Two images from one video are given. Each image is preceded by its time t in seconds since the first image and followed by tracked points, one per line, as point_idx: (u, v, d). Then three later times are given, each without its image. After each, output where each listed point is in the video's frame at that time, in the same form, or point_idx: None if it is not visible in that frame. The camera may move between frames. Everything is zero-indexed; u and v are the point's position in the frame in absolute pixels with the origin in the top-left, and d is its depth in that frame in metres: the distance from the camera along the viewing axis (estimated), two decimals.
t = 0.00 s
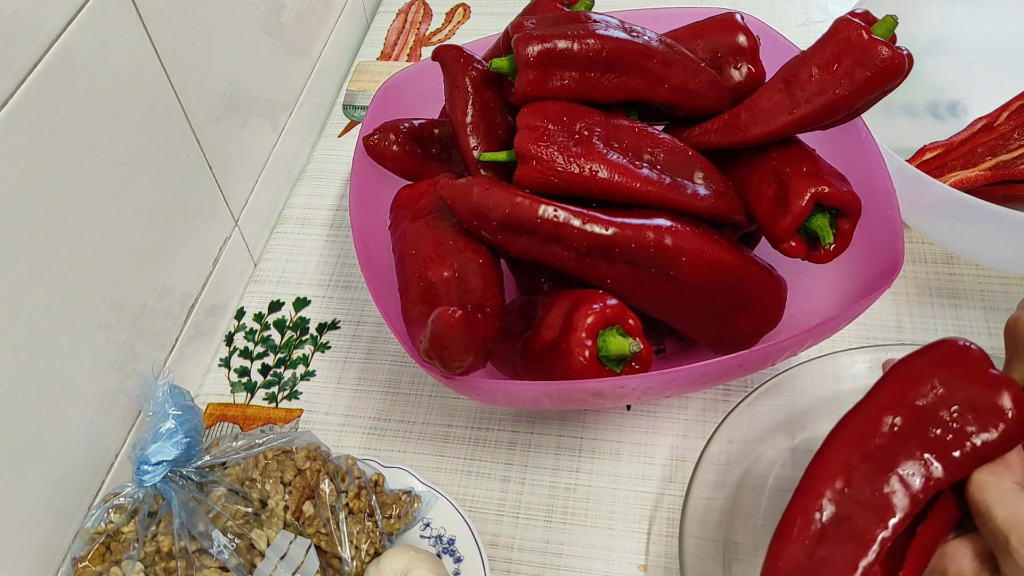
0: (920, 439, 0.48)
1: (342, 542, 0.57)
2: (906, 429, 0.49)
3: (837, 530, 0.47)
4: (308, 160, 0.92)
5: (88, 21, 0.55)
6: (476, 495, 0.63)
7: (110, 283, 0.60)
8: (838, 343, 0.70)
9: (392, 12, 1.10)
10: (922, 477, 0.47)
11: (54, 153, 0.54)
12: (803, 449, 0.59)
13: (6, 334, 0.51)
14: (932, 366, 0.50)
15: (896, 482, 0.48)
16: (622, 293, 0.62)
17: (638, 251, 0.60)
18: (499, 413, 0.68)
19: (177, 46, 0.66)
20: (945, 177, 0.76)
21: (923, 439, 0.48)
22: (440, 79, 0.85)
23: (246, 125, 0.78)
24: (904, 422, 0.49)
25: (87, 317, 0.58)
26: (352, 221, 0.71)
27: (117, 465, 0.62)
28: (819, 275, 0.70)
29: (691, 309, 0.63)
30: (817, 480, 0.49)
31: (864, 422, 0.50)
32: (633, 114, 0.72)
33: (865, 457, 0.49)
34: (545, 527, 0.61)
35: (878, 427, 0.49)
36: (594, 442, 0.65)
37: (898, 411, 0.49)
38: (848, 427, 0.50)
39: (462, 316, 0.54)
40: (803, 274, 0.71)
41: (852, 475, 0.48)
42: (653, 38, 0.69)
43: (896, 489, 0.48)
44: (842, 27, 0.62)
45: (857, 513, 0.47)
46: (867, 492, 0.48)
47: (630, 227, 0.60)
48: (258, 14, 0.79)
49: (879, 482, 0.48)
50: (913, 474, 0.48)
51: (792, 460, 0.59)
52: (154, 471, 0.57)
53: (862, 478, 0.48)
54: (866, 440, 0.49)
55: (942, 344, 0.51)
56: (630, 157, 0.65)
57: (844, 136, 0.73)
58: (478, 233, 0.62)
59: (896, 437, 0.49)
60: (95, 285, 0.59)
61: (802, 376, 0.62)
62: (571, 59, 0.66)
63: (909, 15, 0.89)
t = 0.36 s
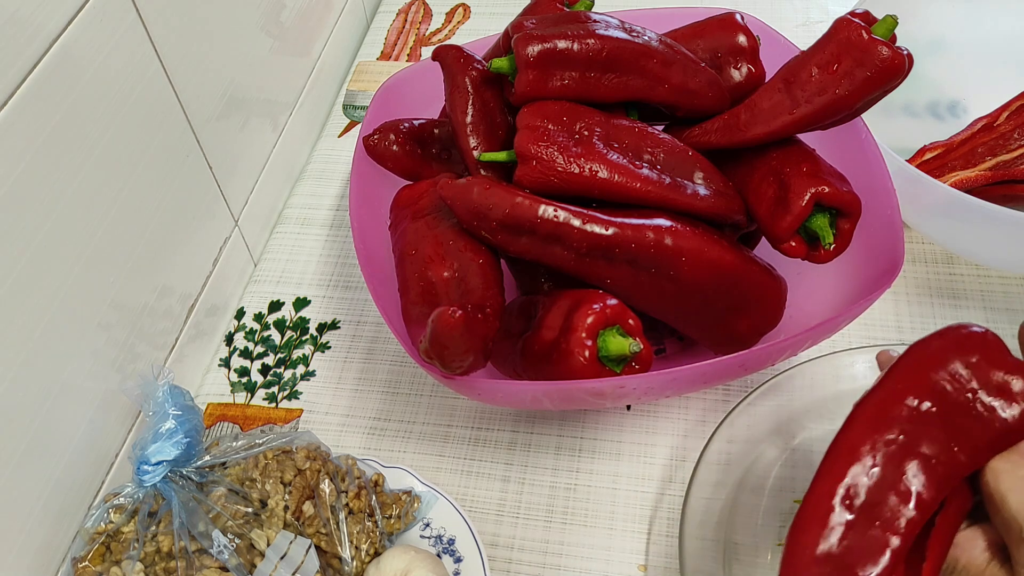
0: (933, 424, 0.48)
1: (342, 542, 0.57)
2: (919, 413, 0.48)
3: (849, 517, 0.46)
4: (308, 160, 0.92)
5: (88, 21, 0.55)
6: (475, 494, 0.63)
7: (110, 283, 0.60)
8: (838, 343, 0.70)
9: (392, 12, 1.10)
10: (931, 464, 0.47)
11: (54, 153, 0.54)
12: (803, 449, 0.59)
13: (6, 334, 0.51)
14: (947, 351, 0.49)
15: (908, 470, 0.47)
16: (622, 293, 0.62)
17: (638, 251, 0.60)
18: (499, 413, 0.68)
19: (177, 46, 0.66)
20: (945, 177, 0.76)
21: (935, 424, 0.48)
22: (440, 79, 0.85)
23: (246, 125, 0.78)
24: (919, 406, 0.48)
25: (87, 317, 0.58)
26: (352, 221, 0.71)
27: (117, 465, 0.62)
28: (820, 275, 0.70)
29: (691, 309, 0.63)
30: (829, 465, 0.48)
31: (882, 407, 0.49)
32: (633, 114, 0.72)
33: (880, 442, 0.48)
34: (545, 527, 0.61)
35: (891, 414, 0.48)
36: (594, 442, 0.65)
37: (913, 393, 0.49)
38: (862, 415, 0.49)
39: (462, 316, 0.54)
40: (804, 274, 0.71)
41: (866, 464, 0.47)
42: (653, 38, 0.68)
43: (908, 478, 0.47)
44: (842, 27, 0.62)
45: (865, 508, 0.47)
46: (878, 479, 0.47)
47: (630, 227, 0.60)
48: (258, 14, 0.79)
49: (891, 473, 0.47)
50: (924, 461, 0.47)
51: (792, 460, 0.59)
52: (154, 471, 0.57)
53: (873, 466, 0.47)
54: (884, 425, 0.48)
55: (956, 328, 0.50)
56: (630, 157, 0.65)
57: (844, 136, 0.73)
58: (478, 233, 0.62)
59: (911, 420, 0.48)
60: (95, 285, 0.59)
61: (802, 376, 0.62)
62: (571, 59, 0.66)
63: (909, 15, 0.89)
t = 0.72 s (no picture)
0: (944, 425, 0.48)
1: (342, 542, 0.57)
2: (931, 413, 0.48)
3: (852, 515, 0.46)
4: (308, 160, 0.92)
5: (88, 21, 0.55)
6: (475, 494, 0.63)
7: (110, 282, 0.60)
8: (838, 343, 0.70)
9: (392, 12, 1.10)
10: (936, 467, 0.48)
11: (54, 154, 0.54)
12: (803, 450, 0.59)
13: (6, 334, 0.51)
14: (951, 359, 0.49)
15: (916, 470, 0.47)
16: (622, 293, 0.62)
17: (638, 251, 0.60)
18: (499, 413, 0.68)
19: (177, 46, 0.66)
20: (945, 177, 0.76)
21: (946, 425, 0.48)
22: (440, 79, 0.85)
23: (246, 125, 0.78)
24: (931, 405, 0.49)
25: (88, 317, 0.58)
26: (352, 222, 0.71)
27: (117, 465, 0.62)
28: (820, 275, 0.70)
29: (691, 309, 0.63)
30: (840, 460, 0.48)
31: (888, 413, 0.48)
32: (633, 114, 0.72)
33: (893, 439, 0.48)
34: (545, 527, 0.61)
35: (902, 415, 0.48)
36: (594, 442, 0.65)
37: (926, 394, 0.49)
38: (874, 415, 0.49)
39: (462, 316, 0.54)
40: (804, 274, 0.71)
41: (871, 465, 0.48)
42: (653, 38, 0.69)
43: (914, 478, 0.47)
44: (842, 27, 0.62)
45: (869, 505, 0.47)
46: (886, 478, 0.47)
47: (630, 227, 0.60)
48: (258, 14, 0.79)
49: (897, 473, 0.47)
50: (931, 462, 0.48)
51: (791, 460, 0.59)
52: (154, 471, 0.57)
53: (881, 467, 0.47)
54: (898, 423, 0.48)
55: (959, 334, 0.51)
56: (630, 157, 0.65)
57: (844, 136, 0.73)
58: (478, 233, 0.62)
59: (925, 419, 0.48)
60: (95, 285, 0.59)
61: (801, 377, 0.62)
62: (571, 59, 0.66)
63: (909, 15, 0.89)
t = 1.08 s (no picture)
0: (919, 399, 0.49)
1: (342, 542, 0.57)
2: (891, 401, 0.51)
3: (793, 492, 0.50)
4: (308, 160, 0.92)
5: (88, 21, 0.55)
6: (475, 494, 0.63)
7: (110, 282, 0.60)
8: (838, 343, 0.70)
9: (392, 12, 1.10)
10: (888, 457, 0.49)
11: (54, 154, 0.54)
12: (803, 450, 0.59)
13: (6, 335, 0.51)
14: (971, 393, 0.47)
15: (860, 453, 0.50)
16: (622, 293, 0.62)
17: (638, 251, 0.60)
18: (499, 413, 0.68)
19: (177, 47, 0.66)
20: (945, 177, 0.76)
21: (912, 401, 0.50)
22: (440, 79, 0.85)
23: (246, 125, 0.78)
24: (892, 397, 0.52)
25: (88, 316, 0.58)
26: (352, 222, 0.71)
27: (117, 465, 0.62)
28: (820, 275, 0.70)
29: (691, 309, 0.63)
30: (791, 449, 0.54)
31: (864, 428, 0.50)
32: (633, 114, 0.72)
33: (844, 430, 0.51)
34: (545, 527, 0.61)
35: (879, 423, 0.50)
36: (594, 442, 0.65)
37: (891, 393, 0.52)
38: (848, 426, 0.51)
39: (462, 316, 0.54)
40: (804, 274, 0.71)
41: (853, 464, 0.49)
42: (653, 38, 0.68)
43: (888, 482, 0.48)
44: (842, 26, 0.62)
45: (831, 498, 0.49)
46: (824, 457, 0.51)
47: (630, 227, 0.60)
48: (258, 14, 0.79)
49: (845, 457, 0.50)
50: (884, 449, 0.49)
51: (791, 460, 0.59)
52: (154, 471, 0.57)
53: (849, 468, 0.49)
54: (847, 414, 0.53)
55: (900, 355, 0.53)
56: (630, 157, 0.65)
57: (844, 136, 0.73)
58: (478, 233, 0.62)
59: (883, 404, 0.51)
60: (95, 285, 0.59)
61: (801, 377, 0.62)
62: (571, 59, 0.66)
63: (909, 15, 0.89)
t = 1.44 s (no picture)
0: (885, 459, 0.47)
1: (342, 542, 0.57)
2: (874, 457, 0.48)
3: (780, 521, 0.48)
4: (308, 160, 0.92)
5: (88, 21, 0.55)
6: (475, 494, 0.63)
7: (109, 282, 0.60)
8: (838, 344, 0.70)
9: (392, 12, 1.10)
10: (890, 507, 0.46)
11: (54, 154, 0.54)
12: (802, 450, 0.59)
13: (6, 335, 0.51)
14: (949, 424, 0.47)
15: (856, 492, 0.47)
16: (622, 293, 0.62)
17: (638, 251, 0.60)
18: (499, 413, 0.68)
19: (176, 47, 0.66)
20: (945, 177, 0.76)
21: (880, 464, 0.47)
22: (440, 79, 0.85)
23: (246, 125, 0.78)
24: (888, 449, 0.48)
25: (88, 316, 0.58)
26: (352, 222, 0.71)
27: (117, 465, 0.63)
28: (820, 275, 0.70)
29: (690, 309, 0.63)
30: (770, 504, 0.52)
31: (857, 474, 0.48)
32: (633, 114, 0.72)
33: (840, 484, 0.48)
34: (545, 527, 0.61)
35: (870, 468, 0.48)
36: (594, 442, 0.65)
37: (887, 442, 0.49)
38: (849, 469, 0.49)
39: (462, 316, 0.54)
40: (804, 274, 0.71)
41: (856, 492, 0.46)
42: (653, 38, 0.68)
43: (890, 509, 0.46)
44: (842, 26, 0.62)
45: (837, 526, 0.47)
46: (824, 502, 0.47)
47: (630, 227, 0.60)
48: (258, 14, 0.79)
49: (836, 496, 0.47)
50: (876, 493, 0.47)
51: (791, 460, 0.59)
52: (155, 471, 0.57)
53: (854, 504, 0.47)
54: (828, 473, 0.50)
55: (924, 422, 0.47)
56: (630, 158, 0.65)
57: (844, 136, 0.73)
58: (478, 233, 0.62)
59: (863, 461, 0.48)
60: (94, 284, 0.59)
61: (801, 377, 0.62)
62: (571, 59, 0.66)
63: (909, 15, 0.89)
